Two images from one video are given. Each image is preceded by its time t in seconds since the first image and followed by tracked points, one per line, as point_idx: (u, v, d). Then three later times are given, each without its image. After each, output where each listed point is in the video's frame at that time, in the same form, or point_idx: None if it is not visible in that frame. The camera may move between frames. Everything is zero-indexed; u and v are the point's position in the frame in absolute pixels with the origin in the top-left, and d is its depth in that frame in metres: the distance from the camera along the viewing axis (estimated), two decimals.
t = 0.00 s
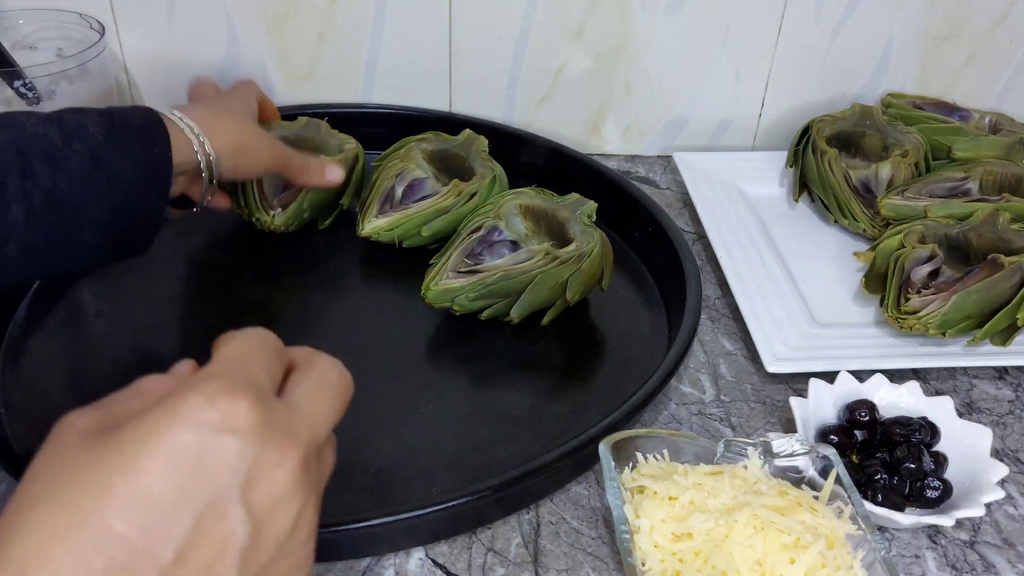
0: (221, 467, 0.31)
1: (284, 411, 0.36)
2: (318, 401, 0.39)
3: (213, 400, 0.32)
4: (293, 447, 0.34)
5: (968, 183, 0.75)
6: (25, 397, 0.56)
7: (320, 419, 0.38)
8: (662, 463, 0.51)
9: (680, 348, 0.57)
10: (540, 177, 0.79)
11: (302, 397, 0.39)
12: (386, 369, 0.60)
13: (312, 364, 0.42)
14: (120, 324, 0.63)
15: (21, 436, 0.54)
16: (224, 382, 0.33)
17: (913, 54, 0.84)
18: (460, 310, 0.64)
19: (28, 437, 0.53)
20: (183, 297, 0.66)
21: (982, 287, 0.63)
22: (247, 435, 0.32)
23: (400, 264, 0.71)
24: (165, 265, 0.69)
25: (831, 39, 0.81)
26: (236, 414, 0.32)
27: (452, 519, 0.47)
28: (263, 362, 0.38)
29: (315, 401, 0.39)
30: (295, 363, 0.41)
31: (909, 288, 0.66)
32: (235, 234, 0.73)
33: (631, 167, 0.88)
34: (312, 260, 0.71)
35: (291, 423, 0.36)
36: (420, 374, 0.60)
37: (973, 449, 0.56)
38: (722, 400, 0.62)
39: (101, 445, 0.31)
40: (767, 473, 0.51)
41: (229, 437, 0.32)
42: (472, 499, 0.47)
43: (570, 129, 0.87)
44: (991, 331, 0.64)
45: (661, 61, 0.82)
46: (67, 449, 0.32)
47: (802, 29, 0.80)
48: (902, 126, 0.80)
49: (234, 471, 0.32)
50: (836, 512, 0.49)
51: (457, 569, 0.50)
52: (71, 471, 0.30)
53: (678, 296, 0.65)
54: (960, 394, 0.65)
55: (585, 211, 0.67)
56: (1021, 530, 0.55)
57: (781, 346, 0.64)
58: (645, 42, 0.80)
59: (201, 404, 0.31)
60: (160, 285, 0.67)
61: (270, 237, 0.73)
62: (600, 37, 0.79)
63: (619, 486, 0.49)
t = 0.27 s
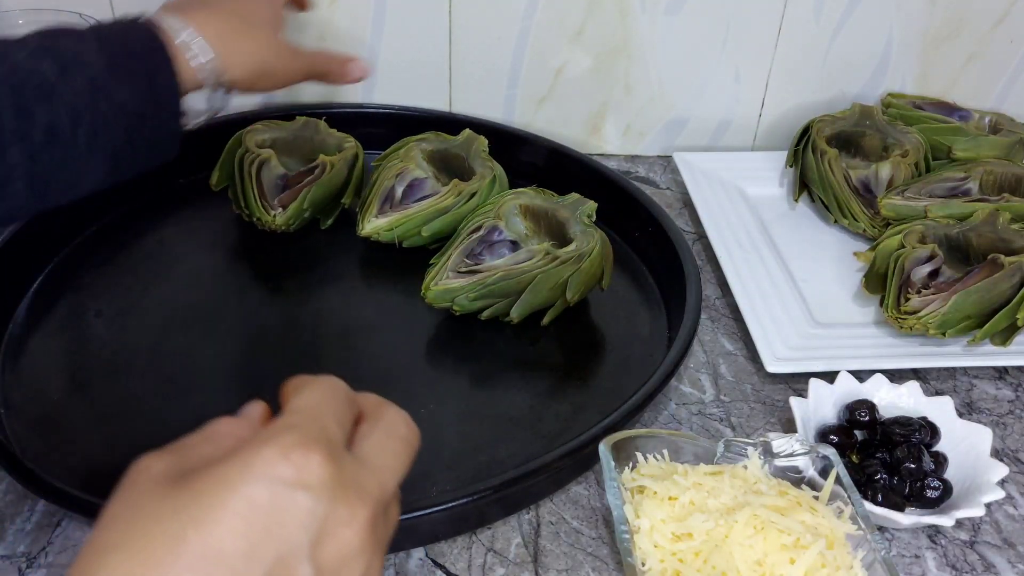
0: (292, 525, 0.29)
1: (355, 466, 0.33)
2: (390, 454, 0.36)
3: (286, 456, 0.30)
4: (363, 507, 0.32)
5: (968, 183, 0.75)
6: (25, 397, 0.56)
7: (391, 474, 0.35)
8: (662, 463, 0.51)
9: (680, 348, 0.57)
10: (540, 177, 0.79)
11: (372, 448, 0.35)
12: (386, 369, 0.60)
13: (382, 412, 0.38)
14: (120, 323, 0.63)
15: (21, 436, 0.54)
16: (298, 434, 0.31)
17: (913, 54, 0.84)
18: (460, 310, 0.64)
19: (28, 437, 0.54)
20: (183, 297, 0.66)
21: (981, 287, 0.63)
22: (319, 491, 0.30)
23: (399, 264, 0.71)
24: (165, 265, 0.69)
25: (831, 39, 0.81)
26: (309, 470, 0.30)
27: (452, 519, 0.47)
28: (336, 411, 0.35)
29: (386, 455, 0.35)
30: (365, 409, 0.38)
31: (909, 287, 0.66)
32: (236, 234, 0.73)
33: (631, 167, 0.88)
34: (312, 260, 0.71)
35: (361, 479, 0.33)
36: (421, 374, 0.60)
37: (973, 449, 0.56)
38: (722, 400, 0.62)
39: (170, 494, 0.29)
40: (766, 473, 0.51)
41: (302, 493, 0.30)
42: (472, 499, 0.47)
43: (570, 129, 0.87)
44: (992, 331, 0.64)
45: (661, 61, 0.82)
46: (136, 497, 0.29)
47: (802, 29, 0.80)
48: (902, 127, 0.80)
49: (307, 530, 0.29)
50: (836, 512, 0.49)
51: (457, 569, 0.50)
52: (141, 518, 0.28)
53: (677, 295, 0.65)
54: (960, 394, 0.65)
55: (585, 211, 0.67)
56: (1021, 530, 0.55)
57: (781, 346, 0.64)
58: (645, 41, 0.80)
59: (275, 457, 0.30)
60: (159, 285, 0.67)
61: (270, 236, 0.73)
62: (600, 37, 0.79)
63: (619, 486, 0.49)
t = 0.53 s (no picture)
0: (305, 566, 0.29)
1: (373, 507, 0.32)
2: (408, 495, 0.35)
3: (301, 495, 0.29)
4: (379, 547, 0.31)
5: (968, 183, 0.76)
6: (25, 397, 0.56)
7: (407, 515, 0.34)
8: (662, 463, 0.51)
9: (681, 348, 0.57)
10: (540, 177, 0.79)
11: (389, 487, 0.34)
12: (387, 368, 0.60)
13: (399, 451, 0.37)
14: (121, 323, 0.63)
15: (21, 436, 0.54)
16: (314, 472, 0.31)
17: (913, 55, 0.84)
18: (460, 310, 0.64)
19: (28, 437, 0.54)
20: (183, 297, 0.66)
21: (981, 287, 0.63)
22: (336, 532, 0.30)
23: (400, 264, 0.71)
24: (165, 265, 0.69)
25: (832, 39, 0.81)
26: (324, 510, 0.30)
27: (452, 519, 0.47)
28: (356, 450, 0.34)
29: (403, 495, 0.34)
30: (383, 449, 0.37)
31: (909, 288, 0.66)
32: (236, 234, 0.73)
33: (631, 168, 0.88)
34: (312, 260, 0.71)
35: (377, 520, 0.32)
36: (422, 374, 0.60)
37: (973, 449, 0.56)
38: (722, 400, 0.62)
39: (184, 532, 0.29)
40: (766, 472, 0.51)
41: (314, 535, 0.29)
42: (473, 499, 0.47)
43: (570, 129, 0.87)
44: (991, 331, 0.64)
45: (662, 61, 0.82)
46: (150, 535, 0.29)
47: (803, 29, 0.80)
48: (902, 127, 0.80)
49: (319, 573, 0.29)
50: (836, 512, 0.49)
51: (457, 570, 0.50)
52: (154, 554, 0.28)
53: (677, 295, 0.65)
54: (960, 394, 0.65)
55: (585, 212, 0.67)
56: (1021, 530, 0.55)
57: (781, 347, 0.64)
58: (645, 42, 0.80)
59: (289, 497, 0.29)
60: (160, 285, 0.67)
61: (271, 236, 0.73)
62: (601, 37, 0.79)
63: (619, 486, 0.49)
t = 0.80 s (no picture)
0: None
1: None
2: None
3: None
4: None
5: (968, 182, 0.76)
6: (25, 397, 0.56)
7: None
8: (662, 463, 0.51)
9: (681, 348, 0.57)
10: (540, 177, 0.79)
11: None
12: (388, 368, 0.60)
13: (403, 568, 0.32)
14: (120, 323, 0.63)
15: (21, 436, 0.54)
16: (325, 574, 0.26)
17: (913, 54, 0.84)
18: (460, 310, 0.64)
19: (28, 436, 0.54)
20: (183, 297, 0.66)
21: (981, 287, 0.63)
22: None
23: (400, 264, 0.71)
24: (165, 265, 0.69)
25: (832, 39, 0.81)
26: None
27: (452, 519, 0.48)
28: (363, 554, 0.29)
29: None
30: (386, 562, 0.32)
31: (909, 288, 0.66)
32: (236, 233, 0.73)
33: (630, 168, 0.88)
34: (312, 260, 0.71)
35: None
36: (422, 374, 0.60)
37: (972, 449, 0.56)
38: (722, 400, 0.62)
39: None
40: (766, 472, 0.51)
41: None
42: (474, 499, 0.47)
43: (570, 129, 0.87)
44: (991, 331, 0.64)
45: (661, 61, 0.82)
46: None
47: (803, 29, 0.80)
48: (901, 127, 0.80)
49: None
50: (835, 512, 0.49)
51: (458, 570, 0.50)
52: None
53: (677, 295, 0.65)
54: (960, 394, 0.65)
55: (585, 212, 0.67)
56: (1021, 529, 0.55)
57: (781, 347, 0.64)
58: (645, 41, 0.80)
59: None
60: (159, 285, 0.67)
61: (271, 236, 0.73)
62: (600, 36, 0.79)
63: (620, 486, 0.49)
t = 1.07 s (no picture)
0: None
1: None
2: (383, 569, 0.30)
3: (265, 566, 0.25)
4: None
5: (967, 183, 0.75)
6: (25, 397, 0.56)
7: None
8: (662, 462, 0.51)
9: (681, 347, 0.57)
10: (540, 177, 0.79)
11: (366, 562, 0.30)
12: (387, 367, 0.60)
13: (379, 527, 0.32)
14: (120, 323, 0.63)
15: (21, 435, 0.53)
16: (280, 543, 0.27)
17: (913, 54, 0.84)
18: (460, 309, 0.64)
19: (28, 436, 0.53)
20: (183, 296, 0.66)
21: (981, 287, 0.63)
22: None
23: (400, 263, 0.71)
24: (165, 264, 0.69)
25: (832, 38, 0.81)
26: None
27: (452, 518, 0.48)
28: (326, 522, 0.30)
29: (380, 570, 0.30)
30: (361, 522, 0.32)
31: (909, 287, 0.66)
32: (236, 232, 0.73)
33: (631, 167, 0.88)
34: (312, 260, 0.71)
35: None
36: (422, 373, 0.60)
37: (973, 449, 0.56)
38: (722, 400, 0.62)
39: None
40: (766, 472, 0.51)
41: None
42: (473, 499, 0.47)
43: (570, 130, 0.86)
44: (992, 330, 0.64)
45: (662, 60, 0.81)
46: None
47: (803, 28, 0.80)
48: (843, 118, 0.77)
49: None
50: (836, 512, 0.49)
51: (457, 569, 0.50)
52: None
53: (678, 295, 0.65)
54: (960, 393, 0.65)
55: (586, 211, 0.67)
56: (1021, 529, 0.55)
57: (781, 346, 0.64)
58: (645, 41, 0.80)
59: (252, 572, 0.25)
60: (159, 285, 0.67)
61: (270, 236, 0.73)
62: (600, 36, 0.79)
63: (619, 485, 0.49)
